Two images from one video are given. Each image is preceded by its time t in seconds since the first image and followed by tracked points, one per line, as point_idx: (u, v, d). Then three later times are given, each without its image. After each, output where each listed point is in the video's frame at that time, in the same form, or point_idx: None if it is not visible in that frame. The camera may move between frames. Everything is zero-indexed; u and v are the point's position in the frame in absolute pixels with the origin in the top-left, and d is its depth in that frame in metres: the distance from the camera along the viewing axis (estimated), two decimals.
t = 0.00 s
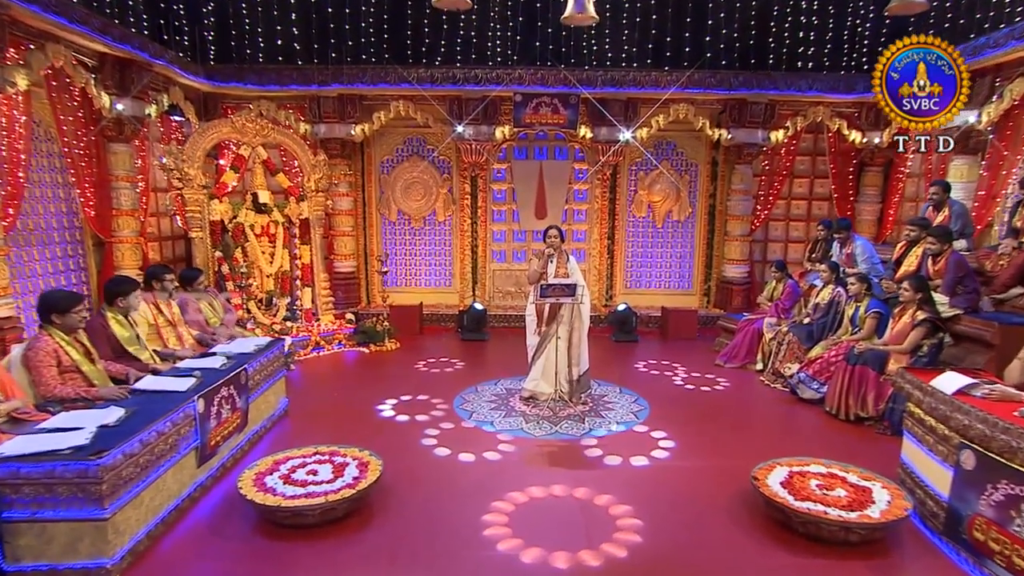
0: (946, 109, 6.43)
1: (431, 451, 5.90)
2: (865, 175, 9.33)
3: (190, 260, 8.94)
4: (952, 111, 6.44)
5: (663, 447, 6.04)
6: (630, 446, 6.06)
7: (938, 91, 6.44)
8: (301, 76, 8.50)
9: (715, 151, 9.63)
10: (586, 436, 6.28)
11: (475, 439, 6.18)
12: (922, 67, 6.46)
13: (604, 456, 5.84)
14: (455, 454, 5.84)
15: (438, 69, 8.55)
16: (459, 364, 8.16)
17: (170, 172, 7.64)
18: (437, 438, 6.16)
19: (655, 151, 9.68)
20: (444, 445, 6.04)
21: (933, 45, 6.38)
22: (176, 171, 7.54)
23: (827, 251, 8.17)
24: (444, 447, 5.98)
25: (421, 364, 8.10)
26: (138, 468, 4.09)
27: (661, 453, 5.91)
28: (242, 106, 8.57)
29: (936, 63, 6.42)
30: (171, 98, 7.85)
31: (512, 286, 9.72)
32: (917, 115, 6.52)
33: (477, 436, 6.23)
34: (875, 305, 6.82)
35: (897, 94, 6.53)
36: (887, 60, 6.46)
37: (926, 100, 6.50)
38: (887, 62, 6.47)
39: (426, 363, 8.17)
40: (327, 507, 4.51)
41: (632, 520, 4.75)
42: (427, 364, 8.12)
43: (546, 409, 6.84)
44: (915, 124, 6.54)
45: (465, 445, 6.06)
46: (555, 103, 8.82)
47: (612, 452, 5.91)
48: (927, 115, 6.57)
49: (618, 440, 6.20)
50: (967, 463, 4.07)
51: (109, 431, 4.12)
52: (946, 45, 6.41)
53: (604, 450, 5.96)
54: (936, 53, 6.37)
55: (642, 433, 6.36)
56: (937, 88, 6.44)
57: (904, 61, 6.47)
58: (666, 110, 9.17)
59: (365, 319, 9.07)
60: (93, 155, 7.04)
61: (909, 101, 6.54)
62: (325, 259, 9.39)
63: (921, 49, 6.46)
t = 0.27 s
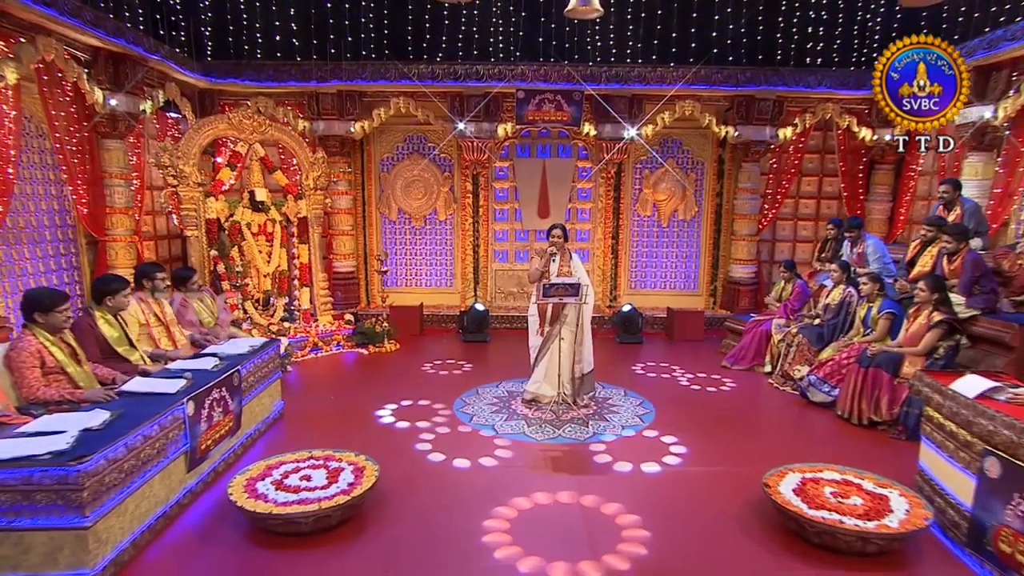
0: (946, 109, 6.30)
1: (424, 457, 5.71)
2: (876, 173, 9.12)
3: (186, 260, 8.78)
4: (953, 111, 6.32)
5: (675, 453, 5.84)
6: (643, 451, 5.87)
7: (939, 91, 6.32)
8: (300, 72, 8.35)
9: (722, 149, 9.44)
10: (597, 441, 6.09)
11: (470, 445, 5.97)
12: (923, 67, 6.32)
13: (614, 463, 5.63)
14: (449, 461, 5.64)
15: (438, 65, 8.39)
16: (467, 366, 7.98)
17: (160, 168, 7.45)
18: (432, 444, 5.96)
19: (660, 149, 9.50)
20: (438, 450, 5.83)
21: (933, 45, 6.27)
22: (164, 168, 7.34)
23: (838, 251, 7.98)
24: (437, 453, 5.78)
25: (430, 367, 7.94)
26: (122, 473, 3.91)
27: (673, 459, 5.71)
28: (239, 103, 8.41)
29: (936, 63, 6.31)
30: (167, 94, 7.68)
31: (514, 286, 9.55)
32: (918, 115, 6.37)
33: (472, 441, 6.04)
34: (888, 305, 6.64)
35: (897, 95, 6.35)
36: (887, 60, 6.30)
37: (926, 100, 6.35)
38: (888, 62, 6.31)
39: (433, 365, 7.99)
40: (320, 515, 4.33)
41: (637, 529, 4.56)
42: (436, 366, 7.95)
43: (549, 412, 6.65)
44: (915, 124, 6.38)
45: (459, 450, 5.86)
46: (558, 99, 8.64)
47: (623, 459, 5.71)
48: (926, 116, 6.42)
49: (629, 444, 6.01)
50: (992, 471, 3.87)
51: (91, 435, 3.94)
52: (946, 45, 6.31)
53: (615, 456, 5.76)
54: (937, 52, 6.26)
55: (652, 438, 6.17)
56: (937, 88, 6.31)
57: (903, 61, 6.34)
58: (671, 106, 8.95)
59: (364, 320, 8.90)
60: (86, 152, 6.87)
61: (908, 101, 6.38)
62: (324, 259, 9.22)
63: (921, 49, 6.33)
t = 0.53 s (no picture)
0: (946, 110, 6.23)
1: (416, 465, 5.48)
2: (889, 172, 8.88)
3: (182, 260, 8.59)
4: (954, 110, 6.24)
5: (691, 462, 5.59)
6: (660, 460, 5.61)
7: (939, 91, 6.25)
8: (298, 69, 8.17)
9: (730, 148, 9.22)
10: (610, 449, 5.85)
11: (465, 453, 5.73)
12: (923, 67, 6.26)
13: (626, 472, 5.38)
14: (441, 469, 5.41)
15: (440, 61, 8.21)
16: (477, 370, 7.78)
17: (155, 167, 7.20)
18: (424, 451, 5.72)
19: (667, 148, 9.29)
20: (430, 459, 5.59)
21: (934, 44, 6.19)
22: (157, 166, 7.12)
23: (852, 252, 7.89)
24: (431, 461, 5.53)
25: (439, 370, 7.73)
26: (102, 483, 3.71)
27: (689, 468, 5.45)
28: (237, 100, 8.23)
29: (936, 63, 6.24)
30: (162, 91, 7.49)
31: (517, 288, 9.33)
32: (918, 116, 6.29)
33: (465, 449, 5.79)
34: (906, 308, 6.42)
35: (896, 95, 6.29)
36: (887, 60, 6.24)
37: (926, 100, 6.28)
38: (887, 63, 6.25)
39: (443, 369, 7.79)
40: (311, 526, 4.12)
41: (646, 541, 4.33)
42: (445, 370, 7.74)
43: (553, 417, 6.43)
44: (915, 124, 6.31)
45: (453, 459, 5.60)
46: (562, 97, 8.44)
47: (635, 468, 5.45)
48: (927, 116, 6.35)
49: (642, 452, 5.77)
50: None
51: (70, 442, 3.74)
52: (946, 44, 6.23)
53: (627, 465, 5.51)
54: (936, 52, 6.19)
55: (666, 446, 5.91)
56: (938, 88, 6.24)
57: (903, 61, 6.27)
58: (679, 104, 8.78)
59: (364, 322, 8.70)
60: (78, 149, 6.67)
61: (908, 101, 6.31)
62: (324, 259, 9.03)
63: (921, 49, 6.26)
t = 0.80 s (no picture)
0: (946, 110, 6.28)
1: (405, 474, 5.23)
2: (903, 172, 8.65)
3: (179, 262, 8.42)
4: (954, 110, 6.29)
5: (706, 472, 5.34)
6: (677, 471, 5.34)
7: (939, 91, 6.30)
8: (298, 67, 7.99)
9: (739, 147, 9.01)
10: (624, 458, 5.60)
11: (457, 462, 5.46)
12: (923, 67, 6.29)
13: (641, 482, 5.13)
14: (432, 479, 5.15)
15: (442, 59, 8.05)
16: (489, 374, 7.56)
17: (147, 164, 6.98)
18: (416, 460, 5.48)
19: (674, 148, 9.08)
20: (422, 467, 5.34)
21: (934, 44, 6.24)
22: (151, 164, 6.95)
23: (865, 253, 7.73)
24: (421, 471, 5.27)
25: (449, 376, 7.50)
26: (80, 493, 3.52)
27: (706, 479, 5.20)
28: (235, 99, 8.06)
29: (937, 63, 6.29)
30: (158, 88, 7.32)
31: (521, 291, 9.13)
32: (918, 115, 6.32)
33: (458, 457, 5.54)
34: (923, 311, 6.19)
35: (896, 95, 6.34)
36: (887, 60, 6.27)
37: (926, 100, 6.32)
38: (888, 62, 6.29)
39: (454, 374, 7.57)
40: (301, 539, 3.91)
41: (654, 555, 4.11)
42: (455, 375, 7.52)
43: (557, 424, 6.20)
44: (915, 124, 6.34)
45: (445, 469, 5.33)
46: (567, 95, 8.24)
47: (649, 478, 5.20)
48: (927, 115, 6.39)
49: (658, 461, 5.53)
50: None
51: (47, 449, 3.55)
52: (947, 44, 6.27)
53: (639, 475, 5.25)
54: (937, 52, 6.24)
55: (681, 455, 5.67)
56: (938, 88, 6.30)
57: (904, 61, 6.32)
58: (687, 102, 8.68)
59: (364, 325, 8.51)
60: (71, 147, 6.49)
61: (909, 101, 6.36)
62: (324, 261, 8.84)
63: (921, 49, 6.31)
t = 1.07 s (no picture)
0: (947, 109, 6.42)
1: (397, 481, 5.04)
2: (916, 171, 8.46)
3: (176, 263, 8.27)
4: (953, 110, 6.43)
5: (720, 480, 5.12)
6: (690, 480, 5.11)
7: (938, 92, 6.45)
8: (298, 65, 7.85)
9: (748, 146, 8.82)
10: (635, 466, 5.38)
11: (452, 469, 5.28)
12: (923, 67, 6.44)
13: (653, 492, 4.92)
14: (424, 487, 4.96)
15: (445, 56, 7.91)
16: (500, 378, 7.39)
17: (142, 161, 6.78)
18: (408, 467, 5.28)
19: (680, 147, 8.91)
20: (414, 475, 5.14)
21: (934, 45, 6.39)
22: (146, 162, 6.77)
23: (876, 254, 7.58)
24: (414, 479, 5.08)
25: (458, 380, 7.32)
26: (60, 501, 3.36)
27: (721, 488, 4.97)
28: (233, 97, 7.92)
29: (936, 64, 6.43)
30: (154, 86, 7.15)
31: (524, 293, 8.96)
32: (918, 114, 6.46)
33: (454, 465, 5.34)
34: (939, 313, 6.00)
35: (899, 93, 6.46)
36: (889, 59, 6.43)
37: (926, 100, 6.46)
38: (888, 62, 6.44)
39: (465, 378, 7.41)
40: (292, 550, 3.75)
41: (661, 568, 3.92)
42: (465, 379, 7.34)
43: (560, 429, 6.02)
44: (915, 124, 6.50)
45: (439, 477, 5.13)
46: (571, 93, 8.08)
47: (662, 487, 4.99)
48: (927, 115, 6.53)
49: (669, 469, 5.32)
50: None
51: (25, 456, 3.39)
52: (947, 45, 6.42)
53: (651, 484, 5.04)
54: (936, 53, 6.38)
55: (694, 463, 5.46)
56: (937, 88, 6.44)
57: (903, 62, 6.45)
58: (694, 99, 8.54)
59: (363, 327, 8.35)
60: (64, 145, 6.34)
61: (908, 101, 6.52)
62: (323, 262, 8.69)
63: (922, 50, 6.46)
